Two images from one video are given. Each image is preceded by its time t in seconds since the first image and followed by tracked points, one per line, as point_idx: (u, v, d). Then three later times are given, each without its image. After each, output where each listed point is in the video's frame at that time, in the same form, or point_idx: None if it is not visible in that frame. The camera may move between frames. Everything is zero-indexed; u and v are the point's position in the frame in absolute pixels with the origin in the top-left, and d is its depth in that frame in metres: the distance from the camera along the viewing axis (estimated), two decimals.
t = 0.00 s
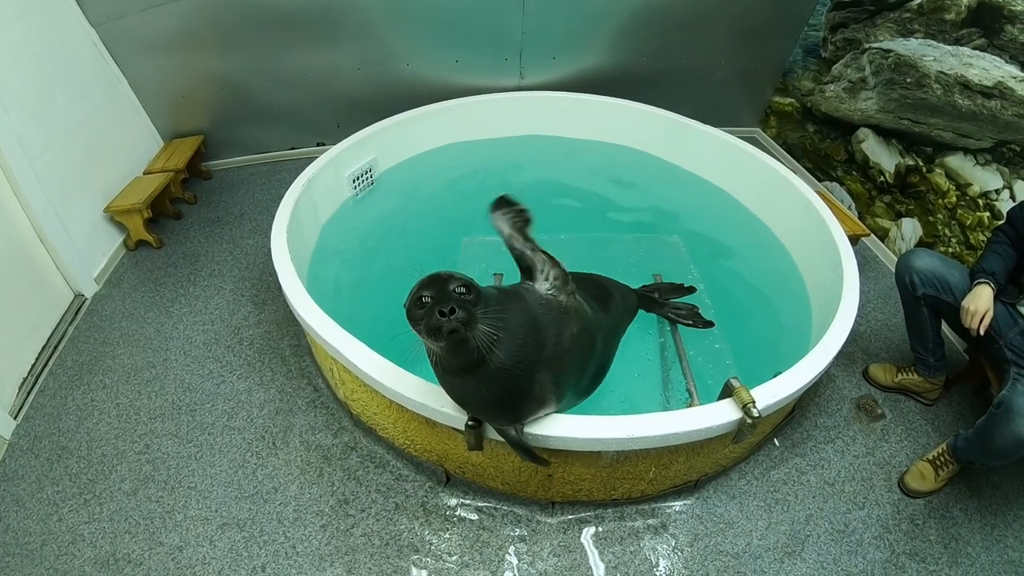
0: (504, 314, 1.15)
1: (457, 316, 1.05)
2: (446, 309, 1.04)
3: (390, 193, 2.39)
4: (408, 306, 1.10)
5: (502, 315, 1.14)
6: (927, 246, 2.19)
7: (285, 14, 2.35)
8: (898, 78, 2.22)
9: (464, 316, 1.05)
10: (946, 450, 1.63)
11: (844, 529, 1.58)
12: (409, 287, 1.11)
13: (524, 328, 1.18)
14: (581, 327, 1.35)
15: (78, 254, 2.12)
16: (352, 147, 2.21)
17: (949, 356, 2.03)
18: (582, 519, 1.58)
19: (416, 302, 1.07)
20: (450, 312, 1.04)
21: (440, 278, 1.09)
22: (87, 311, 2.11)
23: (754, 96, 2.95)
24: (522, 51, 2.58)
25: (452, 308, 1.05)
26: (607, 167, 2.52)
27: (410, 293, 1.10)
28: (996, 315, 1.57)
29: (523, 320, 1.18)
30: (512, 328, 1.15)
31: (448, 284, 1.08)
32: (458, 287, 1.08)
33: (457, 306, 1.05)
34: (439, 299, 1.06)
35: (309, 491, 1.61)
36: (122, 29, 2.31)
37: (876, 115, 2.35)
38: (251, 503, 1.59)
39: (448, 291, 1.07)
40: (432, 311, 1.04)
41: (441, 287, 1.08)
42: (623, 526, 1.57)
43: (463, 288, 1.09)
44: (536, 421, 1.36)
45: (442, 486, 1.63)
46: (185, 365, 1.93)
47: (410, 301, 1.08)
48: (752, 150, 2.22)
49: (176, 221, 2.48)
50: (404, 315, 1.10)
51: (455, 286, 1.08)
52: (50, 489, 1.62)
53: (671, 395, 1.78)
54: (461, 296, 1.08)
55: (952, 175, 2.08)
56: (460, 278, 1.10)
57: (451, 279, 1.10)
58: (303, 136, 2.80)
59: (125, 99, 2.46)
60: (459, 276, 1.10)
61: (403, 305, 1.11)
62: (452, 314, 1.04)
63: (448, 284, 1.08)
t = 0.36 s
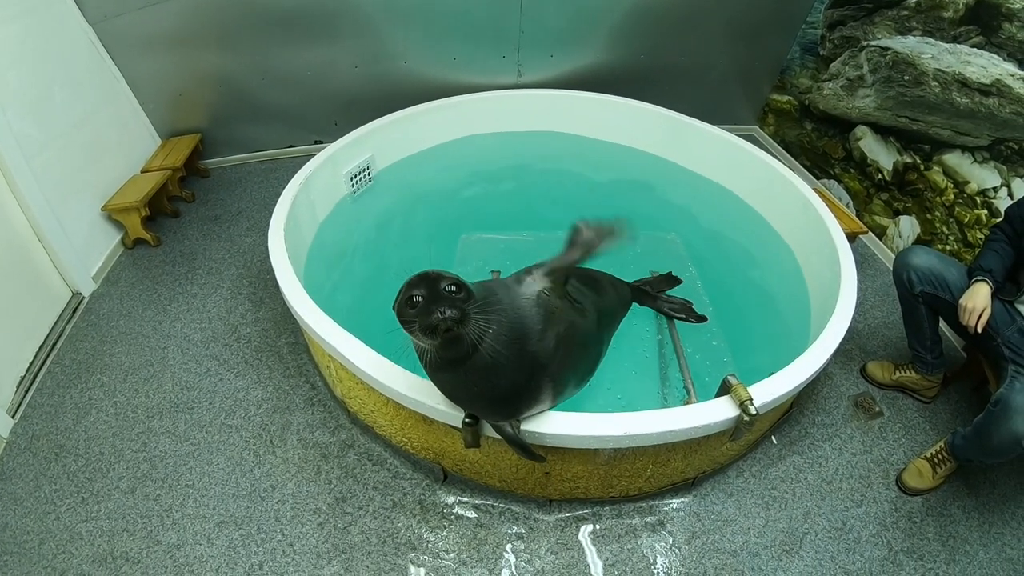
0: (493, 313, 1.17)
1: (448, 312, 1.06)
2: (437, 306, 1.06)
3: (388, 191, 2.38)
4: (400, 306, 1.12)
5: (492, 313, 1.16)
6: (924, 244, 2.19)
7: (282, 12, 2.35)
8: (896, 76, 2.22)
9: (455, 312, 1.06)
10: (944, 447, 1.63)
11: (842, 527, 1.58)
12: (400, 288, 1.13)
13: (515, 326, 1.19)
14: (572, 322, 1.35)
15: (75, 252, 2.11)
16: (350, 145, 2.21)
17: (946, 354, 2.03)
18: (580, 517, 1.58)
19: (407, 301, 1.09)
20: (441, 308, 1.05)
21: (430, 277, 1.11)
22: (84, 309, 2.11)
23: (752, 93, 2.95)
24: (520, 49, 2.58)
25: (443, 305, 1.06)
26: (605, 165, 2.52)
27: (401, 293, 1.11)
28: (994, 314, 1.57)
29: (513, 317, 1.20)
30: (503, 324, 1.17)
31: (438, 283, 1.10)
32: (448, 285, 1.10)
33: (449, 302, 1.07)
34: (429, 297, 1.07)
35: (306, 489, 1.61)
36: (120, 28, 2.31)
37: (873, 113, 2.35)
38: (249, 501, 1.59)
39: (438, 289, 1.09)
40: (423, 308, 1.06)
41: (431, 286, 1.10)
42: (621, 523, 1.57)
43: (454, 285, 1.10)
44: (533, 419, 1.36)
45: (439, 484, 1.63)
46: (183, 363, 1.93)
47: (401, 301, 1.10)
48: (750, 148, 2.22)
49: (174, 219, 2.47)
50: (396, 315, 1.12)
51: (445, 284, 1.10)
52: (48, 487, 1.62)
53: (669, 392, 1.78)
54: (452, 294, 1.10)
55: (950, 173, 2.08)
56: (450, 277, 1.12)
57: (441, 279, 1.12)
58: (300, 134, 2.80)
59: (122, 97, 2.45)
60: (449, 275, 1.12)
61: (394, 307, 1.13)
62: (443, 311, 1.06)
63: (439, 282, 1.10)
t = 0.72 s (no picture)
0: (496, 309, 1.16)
1: (445, 311, 1.05)
2: (434, 305, 1.05)
3: (386, 190, 2.38)
4: (399, 302, 1.10)
5: (494, 310, 1.14)
6: (923, 241, 2.19)
7: (280, 11, 2.35)
8: (895, 73, 2.22)
9: (452, 311, 1.05)
10: (944, 444, 1.62)
11: (842, 524, 1.59)
12: (399, 283, 1.11)
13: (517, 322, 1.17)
14: (571, 317, 1.34)
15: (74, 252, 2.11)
16: (349, 143, 2.21)
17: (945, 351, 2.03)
18: (580, 514, 1.58)
19: (405, 298, 1.08)
20: (439, 308, 1.04)
21: (430, 273, 1.09)
22: (83, 309, 2.10)
23: (750, 91, 2.94)
24: (518, 47, 2.57)
25: (441, 303, 1.05)
26: (605, 163, 2.52)
27: (400, 289, 1.10)
28: (993, 311, 1.57)
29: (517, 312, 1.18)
30: (505, 321, 1.15)
31: (438, 279, 1.08)
32: (447, 282, 1.08)
33: (446, 302, 1.05)
34: (428, 295, 1.06)
35: (306, 488, 1.61)
36: (117, 27, 2.31)
37: (872, 110, 2.35)
38: (249, 500, 1.59)
39: (437, 287, 1.07)
40: (420, 306, 1.05)
41: (431, 282, 1.08)
42: (621, 521, 1.57)
43: (453, 283, 1.08)
44: (533, 418, 1.36)
45: (439, 482, 1.63)
46: (182, 362, 1.93)
47: (400, 297, 1.09)
48: (750, 145, 2.21)
49: (173, 219, 2.47)
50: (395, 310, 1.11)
51: (445, 281, 1.08)
52: (48, 488, 1.62)
53: (668, 390, 1.78)
54: (451, 292, 1.08)
55: (949, 170, 2.08)
56: (450, 273, 1.10)
57: (442, 275, 1.10)
58: (298, 133, 2.79)
59: (120, 97, 2.45)
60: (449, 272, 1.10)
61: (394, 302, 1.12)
62: (440, 311, 1.05)
63: (438, 280, 1.08)
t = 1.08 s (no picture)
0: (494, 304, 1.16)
1: (449, 307, 1.05)
2: (436, 300, 1.05)
3: (381, 190, 2.38)
4: (398, 298, 1.10)
5: (493, 305, 1.14)
6: (919, 237, 2.19)
7: (273, 12, 2.34)
8: (889, 70, 2.22)
9: (454, 306, 1.05)
10: (940, 440, 1.63)
11: (840, 520, 1.59)
12: (398, 280, 1.11)
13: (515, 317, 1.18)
14: (566, 312, 1.35)
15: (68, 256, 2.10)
16: (343, 143, 2.20)
17: (941, 347, 2.03)
18: (578, 514, 1.58)
19: (406, 294, 1.07)
20: (441, 303, 1.04)
21: (430, 269, 1.09)
22: (79, 313, 2.10)
23: (745, 88, 2.95)
24: (513, 46, 2.57)
25: (442, 298, 1.05)
26: (601, 162, 2.52)
27: (399, 285, 1.10)
28: (989, 306, 1.57)
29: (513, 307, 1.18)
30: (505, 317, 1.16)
31: (438, 275, 1.08)
32: (448, 277, 1.08)
33: (448, 296, 1.05)
34: (429, 290, 1.06)
35: (304, 490, 1.61)
36: (111, 29, 2.30)
37: (867, 107, 2.35)
38: (247, 503, 1.58)
39: (438, 282, 1.07)
40: (422, 302, 1.05)
41: (431, 278, 1.08)
42: (619, 520, 1.57)
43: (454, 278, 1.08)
44: (531, 417, 1.36)
45: (437, 483, 1.63)
46: (178, 365, 1.92)
47: (399, 293, 1.09)
48: (744, 143, 2.22)
49: (168, 221, 2.46)
50: (395, 308, 1.11)
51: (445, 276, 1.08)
52: (45, 492, 1.61)
53: (665, 388, 1.78)
54: (452, 287, 1.08)
55: (944, 166, 2.08)
56: (450, 269, 1.10)
57: (441, 271, 1.10)
58: (293, 134, 2.79)
59: (114, 99, 2.44)
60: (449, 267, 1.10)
61: (393, 299, 1.12)
62: (443, 306, 1.04)
63: (438, 275, 1.07)
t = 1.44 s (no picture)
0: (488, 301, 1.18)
1: (444, 297, 1.06)
2: (432, 291, 1.06)
3: (379, 189, 2.37)
4: (394, 291, 1.12)
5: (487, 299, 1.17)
6: (916, 236, 2.20)
7: (270, 11, 2.33)
8: (887, 69, 2.23)
9: (451, 297, 1.06)
10: (938, 439, 1.63)
11: (838, 519, 1.59)
12: (394, 273, 1.13)
13: (508, 313, 1.19)
14: (563, 312, 1.34)
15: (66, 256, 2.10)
16: (341, 143, 2.20)
17: (940, 346, 2.03)
18: (576, 513, 1.58)
19: (401, 285, 1.09)
20: (437, 293, 1.06)
21: (425, 262, 1.11)
22: (77, 312, 2.10)
23: (742, 87, 2.95)
24: (510, 46, 2.57)
25: (438, 289, 1.07)
26: (599, 162, 2.52)
27: (395, 278, 1.12)
28: (987, 305, 1.58)
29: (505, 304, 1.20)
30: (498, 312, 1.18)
31: (433, 267, 1.10)
32: (443, 269, 1.10)
33: (444, 287, 1.07)
34: (424, 281, 1.08)
35: (301, 490, 1.60)
36: (108, 29, 2.30)
37: (864, 106, 2.36)
38: (245, 503, 1.58)
39: (433, 274, 1.09)
40: (418, 292, 1.06)
41: (427, 270, 1.10)
42: (617, 519, 1.57)
43: (450, 270, 1.11)
44: (532, 417, 1.36)
45: (434, 482, 1.63)
46: (176, 365, 1.92)
47: (395, 285, 1.11)
48: (742, 142, 2.22)
49: (165, 221, 2.46)
50: (391, 301, 1.12)
51: (441, 268, 1.10)
52: (43, 493, 1.61)
53: (663, 387, 1.78)
54: (447, 279, 1.10)
55: (942, 165, 2.08)
56: (444, 261, 1.12)
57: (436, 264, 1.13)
58: (291, 134, 2.79)
59: (111, 98, 2.44)
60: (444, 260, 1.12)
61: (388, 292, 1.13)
62: (439, 296, 1.06)
63: (433, 267, 1.10)
